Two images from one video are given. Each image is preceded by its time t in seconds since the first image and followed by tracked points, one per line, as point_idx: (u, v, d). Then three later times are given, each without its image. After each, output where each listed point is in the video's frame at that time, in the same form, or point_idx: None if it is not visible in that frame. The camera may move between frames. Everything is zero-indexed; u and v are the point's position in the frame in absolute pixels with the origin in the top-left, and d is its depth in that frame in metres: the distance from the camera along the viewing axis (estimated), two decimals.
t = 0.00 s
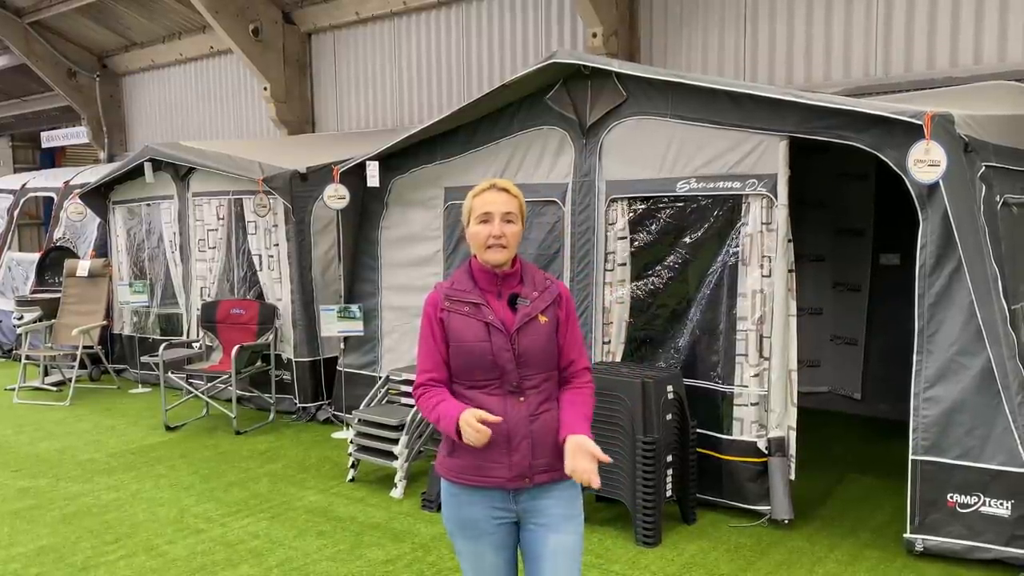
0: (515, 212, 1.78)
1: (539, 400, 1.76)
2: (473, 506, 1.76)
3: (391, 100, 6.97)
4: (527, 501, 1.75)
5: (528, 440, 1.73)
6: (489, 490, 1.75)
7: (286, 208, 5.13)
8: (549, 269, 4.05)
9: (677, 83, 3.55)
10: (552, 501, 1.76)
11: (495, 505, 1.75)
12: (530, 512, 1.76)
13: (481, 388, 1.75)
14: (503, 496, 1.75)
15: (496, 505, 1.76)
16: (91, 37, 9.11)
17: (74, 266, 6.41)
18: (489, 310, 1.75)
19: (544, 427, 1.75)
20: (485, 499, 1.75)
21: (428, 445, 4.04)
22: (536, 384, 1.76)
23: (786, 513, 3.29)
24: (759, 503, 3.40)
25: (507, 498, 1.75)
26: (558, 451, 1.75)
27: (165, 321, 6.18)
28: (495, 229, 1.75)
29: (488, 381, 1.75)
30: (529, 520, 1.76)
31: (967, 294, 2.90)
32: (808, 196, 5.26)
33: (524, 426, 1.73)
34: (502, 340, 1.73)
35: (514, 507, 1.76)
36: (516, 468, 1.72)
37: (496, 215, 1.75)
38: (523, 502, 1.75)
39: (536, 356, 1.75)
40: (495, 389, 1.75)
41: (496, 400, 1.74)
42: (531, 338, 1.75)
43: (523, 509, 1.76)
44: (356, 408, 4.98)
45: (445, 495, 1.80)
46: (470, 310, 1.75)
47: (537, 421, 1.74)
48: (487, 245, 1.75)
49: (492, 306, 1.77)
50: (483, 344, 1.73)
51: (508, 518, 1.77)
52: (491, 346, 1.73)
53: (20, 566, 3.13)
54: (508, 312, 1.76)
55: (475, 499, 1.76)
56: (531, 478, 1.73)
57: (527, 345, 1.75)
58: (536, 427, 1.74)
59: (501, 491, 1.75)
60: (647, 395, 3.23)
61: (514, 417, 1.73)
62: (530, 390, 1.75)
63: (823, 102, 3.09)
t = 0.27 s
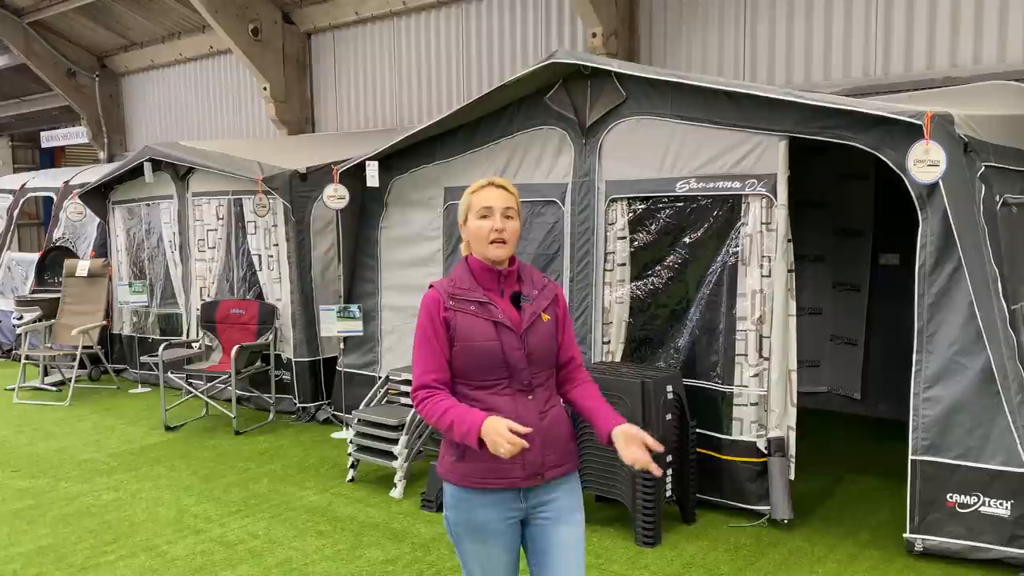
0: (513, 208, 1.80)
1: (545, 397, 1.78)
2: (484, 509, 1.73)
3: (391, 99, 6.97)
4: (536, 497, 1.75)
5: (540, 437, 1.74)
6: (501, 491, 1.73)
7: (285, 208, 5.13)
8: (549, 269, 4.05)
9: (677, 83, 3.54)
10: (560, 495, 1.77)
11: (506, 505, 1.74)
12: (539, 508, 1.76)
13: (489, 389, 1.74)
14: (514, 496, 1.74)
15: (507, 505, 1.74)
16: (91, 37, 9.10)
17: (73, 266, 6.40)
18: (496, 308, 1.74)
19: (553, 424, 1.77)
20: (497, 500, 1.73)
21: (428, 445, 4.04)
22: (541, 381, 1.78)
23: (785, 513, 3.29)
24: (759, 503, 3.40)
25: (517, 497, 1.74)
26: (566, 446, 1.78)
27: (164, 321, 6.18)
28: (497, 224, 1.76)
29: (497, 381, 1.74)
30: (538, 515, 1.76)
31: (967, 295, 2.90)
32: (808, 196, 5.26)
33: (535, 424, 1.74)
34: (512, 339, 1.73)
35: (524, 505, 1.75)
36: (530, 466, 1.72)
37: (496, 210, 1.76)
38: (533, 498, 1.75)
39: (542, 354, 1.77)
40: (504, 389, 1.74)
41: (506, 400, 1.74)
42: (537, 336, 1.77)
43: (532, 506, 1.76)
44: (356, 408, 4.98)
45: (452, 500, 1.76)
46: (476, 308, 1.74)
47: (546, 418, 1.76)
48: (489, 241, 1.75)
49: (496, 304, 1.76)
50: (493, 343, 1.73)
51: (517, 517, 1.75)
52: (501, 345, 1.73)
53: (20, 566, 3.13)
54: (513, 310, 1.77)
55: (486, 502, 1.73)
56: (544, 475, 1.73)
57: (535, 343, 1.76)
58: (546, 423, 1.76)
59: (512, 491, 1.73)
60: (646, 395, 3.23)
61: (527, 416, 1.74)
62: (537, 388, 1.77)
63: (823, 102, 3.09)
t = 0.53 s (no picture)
0: (510, 206, 1.80)
1: (546, 395, 1.79)
2: (487, 509, 1.73)
3: (391, 99, 6.97)
4: (538, 495, 1.76)
5: (543, 435, 1.75)
6: (504, 490, 1.73)
7: (285, 208, 5.13)
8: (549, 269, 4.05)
9: (677, 83, 3.55)
10: (561, 491, 1.78)
11: (509, 504, 1.74)
12: (541, 505, 1.76)
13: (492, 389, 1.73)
14: (516, 494, 1.74)
15: (509, 504, 1.74)
16: (91, 37, 9.10)
17: (73, 266, 6.39)
18: (498, 307, 1.74)
19: (554, 421, 1.78)
20: (499, 499, 1.73)
21: (428, 445, 4.04)
22: (543, 380, 1.79)
23: (785, 513, 3.30)
24: (758, 503, 3.40)
25: (519, 496, 1.75)
26: (566, 443, 1.79)
27: (164, 321, 6.18)
28: (495, 223, 1.76)
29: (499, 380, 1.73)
30: (539, 513, 1.77)
31: (966, 295, 2.90)
32: (807, 196, 5.26)
33: (538, 422, 1.75)
34: (515, 338, 1.74)
35: (525, 503, 1.75)
36: (533, 464, 1.73)
37: (495, 209, 1.76)
38: (535, 496, 1.76)
39: (543, 353, 1.78)
40: (507, 388, 1.74)
41: (510, 400, 1.74)
42: (538, 335, 1.78)
43: (533, 503, 1.76)
44: (355, 408, 4.98)
45: (454, 501, 1.75)
46: (478, 309, 1.74)
47: (548, 416, 1.77)
48: (489, 241, 1.75)
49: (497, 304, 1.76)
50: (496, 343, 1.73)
51: (519, 515, 1.76)
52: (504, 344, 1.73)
53: (20, 566, 3.13)
54: (514, 310, 1.77)
55: (489, 502, 1.73)
56: (547, 473, 1.74)
57: (536, 342, 1.77)
58: (548, 421, 1.77)
59: (514, 490, 1.74)
60: (646, 394, 3.23)
61: (529, 414, 1.74)
62: (539, 386, 1.78)
63: (823, 102, 3.09)
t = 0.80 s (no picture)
0: (509, 208, 1.79)
1: (546, 397, 1.78)
2: (486, 508, 1.73)
3: (390, 99, 6.97)
4: (537, 495, 1.76)
5: (542, 437, 1.74)
6: (502, 491, 1.73)
7: (285, 208, 5.13)
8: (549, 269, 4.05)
9: (677, 83, 3.55)
10: (560, 493, 1.78)
11: (508, 504, 1.74)
12: (540, 506, 1.76)
13: (491, 390, 1.73)
14: (515, 495, 1.74)
15: (508, 504, 1.74)
16: (90, 37, 9.09)
17: (73, 266, 6.39)
18: (496, 308, 1.74)
19: (554, 422, 1.77)
20: (498, 499, 1.73)
21: (428, 445, 4.04)
22: (542, 381, 1.78)
23: (785, 513, 3.30)
24: (758, 503, 3.40)
25: (518, 496, 1.75)
26: (566, 445, 1.78)
27: (164, 321, 6.18)
28: (494, 226, 1.75)
29: (497, 381, 1.73)
30: (538, 514, 1.77)
31: (966, 295, 2.90)
32: (807, 196, 5.26)
33: (537, 424, 1.74)
34: (513, 340, 1.73)
35: (525, 503, 1.76)
36: (532, 465, 1.72)
37: (493, 212, 1.75)
38: (534, 497, 1.76)
39: (543, 354, 1.77)
40: (505, 389, 1.74)
41: (509, 400, 1.73)
42: (537, 336, 1.77)
43: (532, 504, 1.76)
44: (355, 408, 4.98)
45: (454, 500, 1.75)
46: (476, 311, 1.74)
47: (547, 417, 1.77)
48: (487, 244, 1.75)
49: (496, 305, 1.76)
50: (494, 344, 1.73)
51: (518, 515, 1.76)
52: (502, 346, 1.73)
53: (20, 567, 3.13)
54: (514, 311, 1.77)
55: (488, 501, 1.73)
56: (545, 474, 1.74)
57: (536, 343, 1.76)
58: (547, 423, 1.76)
59: (513, 490, 1.73)
60: (645, 394, 3.23)
61: (528, 415, 1.74)
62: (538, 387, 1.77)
63: (823, 102, 3.09)
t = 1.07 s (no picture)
0: (506, 208, 1.79)
1: (544, 397, 1.77)
2: (481, 506, 1.74)
3: (390, 99, 6.96)
4: (534, 496, 1.75)
5: (537, 438, 1.73)
6: (497, 490, 1.73)
7: (284, 208, 5.13)
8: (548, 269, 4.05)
9: (677, 83, 3.54)
10: (558, 495, 1.76)
11: (503, 503, 1.74)
12: (537, 508, 1.76)
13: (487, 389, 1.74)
14: (511, 494, 1.74)
15: (504, 503, 1.74)
16: (89, 36, 9.08)
17: (73, 266, 6.38)
18: (492, 309, 1.74)
19: (551, 424, 1.77)
20: (493, 497, 1.74)
21: (427, 445, 4.04)
22: (540, 382, 1.77)
23: (784, 513, 3.30)
24: (758, 503, 3.40)
25: (514, 496, 1.75)
26: (563, 446, 1.77)
27: (163, 321, 6.18)
28: (491, 227, 1.75)
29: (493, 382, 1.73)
30: (535, 515, 1.76)
31: (966, 295, 2.90)
32: (807, 195, 5.26)
33: (532, 425, 1.74)
34: (508, 341, 1.73)
35: (521, 503, 1.75)
36: (526, 466, 1.72)
37: (489, 213, 1.76)
38: (530, 498, 1.75)
39: (541, 355, 1.76)
40: (501, 389, 1.74)
41: (504, 400, 1.74)
42: (535, 337, 1.75)
43: (529, 505, 1.76)
44: (355, 408, 4.98)
45: (451, 497, 1.76)
46: (472, 311, 1.74)
47: (544, 418, 1.76)
48: (485, 246, 1.75)
49: (493, 306, 1.76)
50: (489, 345, 1.73)
51: (514, 515, 1.76)
52: (497, 347, 1.73)
53: (19, 567, 3.13)
54: (511, 311, 1.76)
55: (483, 499, 1.74)
56: (541, 475, 1.73)
57: (532, 344, 1.75)
58: (543, 423, 1.75)
59: (508, 490, 1.74)
60: (645, 394, 3.23)
61: (523, 416, 1.74)
62: (535, 388, 1.76)
63: (823, 102, 3.09)
